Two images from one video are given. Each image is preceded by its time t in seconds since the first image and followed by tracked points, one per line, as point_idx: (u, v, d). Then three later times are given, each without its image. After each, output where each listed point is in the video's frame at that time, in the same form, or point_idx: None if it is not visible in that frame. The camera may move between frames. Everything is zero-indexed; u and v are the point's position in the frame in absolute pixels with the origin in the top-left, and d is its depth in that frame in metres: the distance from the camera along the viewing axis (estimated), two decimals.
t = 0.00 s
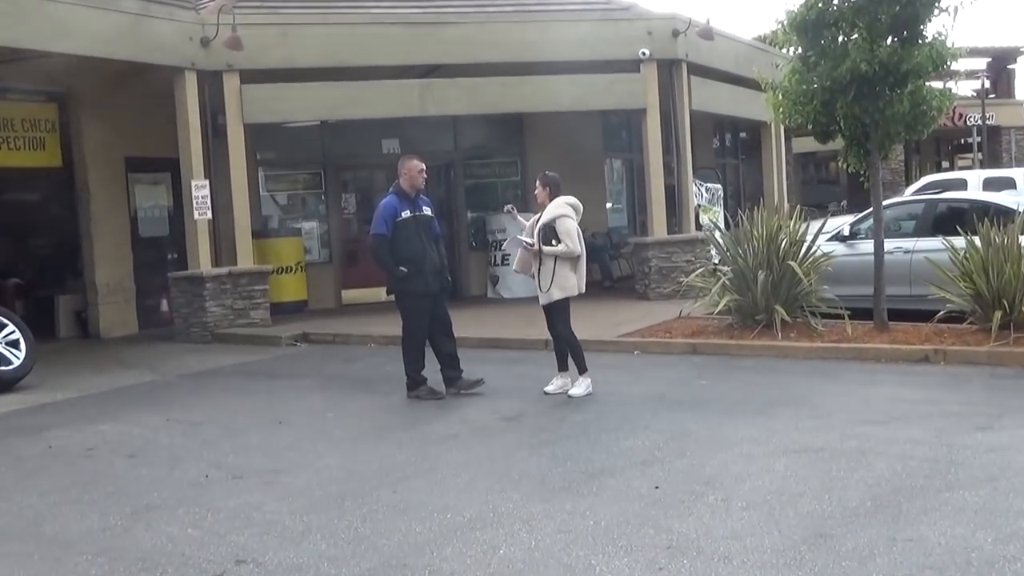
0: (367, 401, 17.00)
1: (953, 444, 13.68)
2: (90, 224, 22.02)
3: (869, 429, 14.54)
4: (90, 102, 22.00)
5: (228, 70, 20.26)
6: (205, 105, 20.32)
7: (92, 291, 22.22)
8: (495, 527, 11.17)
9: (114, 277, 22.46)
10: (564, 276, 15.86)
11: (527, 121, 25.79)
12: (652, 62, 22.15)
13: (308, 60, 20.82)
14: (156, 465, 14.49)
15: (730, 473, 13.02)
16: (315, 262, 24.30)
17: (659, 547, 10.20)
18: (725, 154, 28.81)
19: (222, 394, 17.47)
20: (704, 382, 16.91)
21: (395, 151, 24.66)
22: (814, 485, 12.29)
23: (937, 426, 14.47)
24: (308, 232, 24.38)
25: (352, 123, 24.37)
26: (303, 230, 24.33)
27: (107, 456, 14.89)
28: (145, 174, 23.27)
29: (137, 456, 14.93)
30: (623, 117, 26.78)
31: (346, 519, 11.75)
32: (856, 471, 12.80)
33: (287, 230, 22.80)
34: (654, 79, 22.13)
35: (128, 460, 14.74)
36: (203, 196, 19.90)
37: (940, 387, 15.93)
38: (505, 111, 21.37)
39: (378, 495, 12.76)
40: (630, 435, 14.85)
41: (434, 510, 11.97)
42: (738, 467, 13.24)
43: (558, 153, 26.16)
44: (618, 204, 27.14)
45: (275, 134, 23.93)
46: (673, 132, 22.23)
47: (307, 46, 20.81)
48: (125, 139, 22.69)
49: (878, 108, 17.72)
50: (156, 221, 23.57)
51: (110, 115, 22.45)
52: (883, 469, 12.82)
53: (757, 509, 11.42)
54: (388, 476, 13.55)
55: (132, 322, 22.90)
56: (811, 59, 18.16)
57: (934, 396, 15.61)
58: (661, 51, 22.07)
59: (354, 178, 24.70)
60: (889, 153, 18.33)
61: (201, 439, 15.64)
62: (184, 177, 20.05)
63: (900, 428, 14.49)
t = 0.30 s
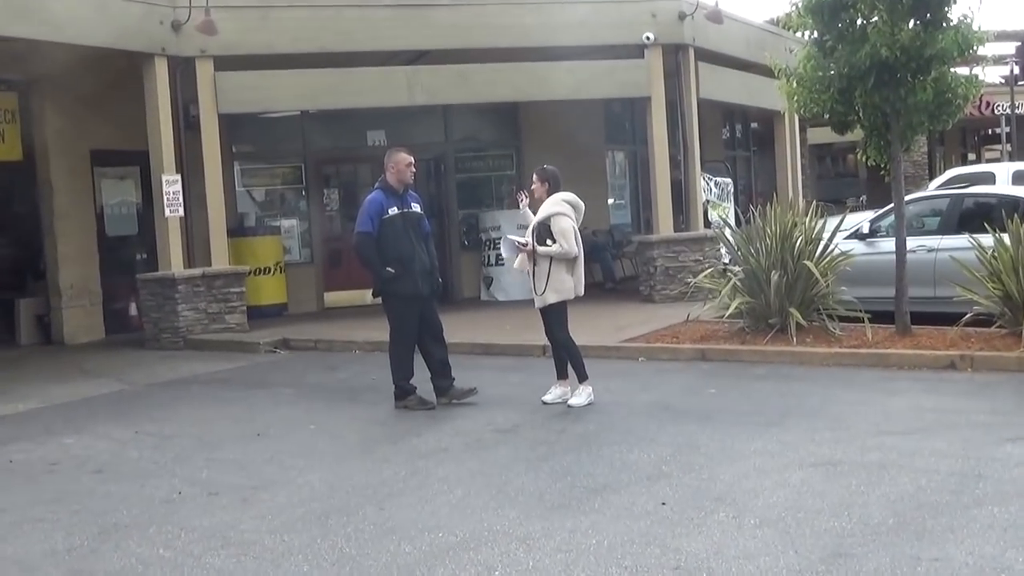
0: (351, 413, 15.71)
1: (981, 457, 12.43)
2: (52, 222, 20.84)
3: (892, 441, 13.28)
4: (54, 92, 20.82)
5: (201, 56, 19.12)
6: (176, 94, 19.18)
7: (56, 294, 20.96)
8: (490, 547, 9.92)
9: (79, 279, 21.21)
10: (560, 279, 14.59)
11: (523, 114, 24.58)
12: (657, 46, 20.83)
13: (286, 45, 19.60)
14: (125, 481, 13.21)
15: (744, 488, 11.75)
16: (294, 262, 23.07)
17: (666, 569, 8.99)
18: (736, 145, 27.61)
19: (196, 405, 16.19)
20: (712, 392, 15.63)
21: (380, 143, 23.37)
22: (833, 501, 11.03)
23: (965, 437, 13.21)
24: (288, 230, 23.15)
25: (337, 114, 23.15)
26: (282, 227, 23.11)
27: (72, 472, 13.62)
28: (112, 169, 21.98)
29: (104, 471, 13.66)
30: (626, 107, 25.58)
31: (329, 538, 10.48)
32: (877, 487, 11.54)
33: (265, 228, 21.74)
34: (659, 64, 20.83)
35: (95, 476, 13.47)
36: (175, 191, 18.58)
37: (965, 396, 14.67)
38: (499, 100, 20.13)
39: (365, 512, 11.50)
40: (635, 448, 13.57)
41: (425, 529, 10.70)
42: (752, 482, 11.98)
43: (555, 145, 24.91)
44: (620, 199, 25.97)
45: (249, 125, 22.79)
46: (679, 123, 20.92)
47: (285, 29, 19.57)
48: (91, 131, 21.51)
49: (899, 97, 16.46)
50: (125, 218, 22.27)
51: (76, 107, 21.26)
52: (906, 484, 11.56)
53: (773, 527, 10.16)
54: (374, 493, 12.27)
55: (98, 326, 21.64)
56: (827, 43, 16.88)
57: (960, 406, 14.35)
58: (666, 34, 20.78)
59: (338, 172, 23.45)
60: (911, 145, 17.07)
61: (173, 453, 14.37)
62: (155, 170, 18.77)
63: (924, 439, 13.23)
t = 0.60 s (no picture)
0: (331, 425, 14.43)
1: (1010, 477, 11.22)
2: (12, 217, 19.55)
3: (915, 458, 12.06)
4: (16, 81, 19.65)
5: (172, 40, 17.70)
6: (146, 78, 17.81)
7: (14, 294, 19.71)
8: (481, 571, 8.70)
9: (39, 278, 19.98)
10: (560, 281, 13.31)
11: (522, 104, 23.10)
12: (664, 32, 19.35)
13: (267, 28, 18.17)
14: (86, 498, 11.93)
15: (756, 509, 10.52)
16: (270, 262, 21.64)
17: None
18: (746, 140, 26.24)
19: (166, 416, 14.93)
20: (721, 406, 14.40)
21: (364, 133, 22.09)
22: (850, 523, 9.82)
23: (993, 456, 12.00)
24: (264, 228, 21.73)
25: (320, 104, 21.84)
26: (259, 224, 21.69)
27: (28, 488, 12.34)
28: (75, 160, 20.80)
29: (66, 486, 12.38)
30: (629, 97, 24.40)
31: (305, 561, 9.21)
32: (897, 508, 10.32)
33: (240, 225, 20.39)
34: (666, 51, 19.37)
35: (54, 492, 12.19)
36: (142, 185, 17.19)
37: (991, 410, 13.47)
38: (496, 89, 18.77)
39: (346, 533, 10.23)
40: (639, 464, 12.34)
41: (410, 551, 9.46)
42: (761, 502, 10.75)
43: (555, 138, 23.49)
44: (624, 196, 24.61)
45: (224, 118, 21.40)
46: (687, 114, 19.46)
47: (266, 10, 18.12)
48: (56, 120, 20.30)
49: (925, 89, 15.24)
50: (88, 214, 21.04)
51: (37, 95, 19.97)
52: (928, 505, 10.34)
53: (786, 551, 8.95)
54: (356, 512, 11.02)
55: (59, 330, 20.41)
56: (848, 30, 15.63)
57: (988, 422, 13.13)
58: (673, 19, 19.29)
59: (319, 165, 22.05)
60: (937, 141, 15.87)
61: (139, 468, 13.10)
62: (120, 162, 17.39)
63: (949, 458, 12.01)
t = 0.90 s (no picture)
0: (315, 442, 13.19)
1: None
2: None
3: (948, 482, 10.86)
4: None
5: (146, 25, 16.38)
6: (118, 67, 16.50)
7: None
8: None
9: None
10: (571, 288, 12.12)
11: (521, 100, 21.83)
12: (678, 19, 17.89)
13: (252, 15, 16.86)
14: (49, 521, 10.70)
15: (775, 536, 9.33)
16: (252, 267, 20.27)
17: None
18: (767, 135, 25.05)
19: (137, 432, 13.71)
20: (738, 424, 13.19)
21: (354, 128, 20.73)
22: (879, 552, 8.64)
23: None
24: (244, 228, 20.33)
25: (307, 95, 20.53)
26: (239, 225, 20.30)
27: None
28: (41, 154, 19.35)
29: (26, 509, 11.15)
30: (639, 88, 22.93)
31: None
32: (929, 535, 9.13)
33: (218, 226, 18.94)
34: (680, 39, 17.91)
35: (13, 515, 10.96)
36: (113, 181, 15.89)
37: None
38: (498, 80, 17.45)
39: (330, 560, 9.03)
40: (649, 487, 11.14)
41: None
42: (782, 528, 9.55)
43: (556, 138, 22.22)
44: (633, 197, 23.33)
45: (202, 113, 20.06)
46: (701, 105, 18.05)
47: None
48: (28, 113, 19.05)
49: (959, 82, 14.05)
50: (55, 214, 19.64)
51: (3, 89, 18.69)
52: (964, 533, 9.15)
53: None
54: (343, 537, 9.80)
55: (21, 337, 18.97)
56: (875, 17, 14.34)
57: None
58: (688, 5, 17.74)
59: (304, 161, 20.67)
60: (972, 138, 14.69)
61: (106, 488, 11.87)
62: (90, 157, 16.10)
63: (984, 481, 10.82)
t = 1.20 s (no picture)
0: (297, 462, 12.02)
1: None
2: None
3: (985, 506, 9.74)
4: None
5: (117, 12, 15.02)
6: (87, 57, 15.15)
7: None
8: None
9: None
10: (583, 295, 10.97)
11: (523, 96, 20.22)
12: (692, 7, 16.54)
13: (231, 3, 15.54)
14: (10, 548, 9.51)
15: (793, 565, 8.24)
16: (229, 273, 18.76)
17: None
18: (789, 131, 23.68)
19: (105, 451, 12.56)
20: (758, 444, 12.04)
21: (341, 123, 19.20)
22: None
23: None
24: (223, 231, 18.84)
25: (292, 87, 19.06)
26: (217, 228, 18.83)
27: None
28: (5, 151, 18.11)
29: None
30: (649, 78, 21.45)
31: None
32: (964, 566, 8.04)
33: (196, 228, 17.62)
34: (694, 29, 16.58)
35: None
36: (81, 181, 14.59)
37: None
38: (497, 71, 16.15)
39: None
40: (661, 511, 10.01)
41: None
42: (803, 556, 8.44)
43: (561, 135, 20.64)
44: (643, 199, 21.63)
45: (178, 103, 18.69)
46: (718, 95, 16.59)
47: None
48: None
49: (996, 73, 12.87)
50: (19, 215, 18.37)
51: None
52: (1002, 564, 8.07)
53: None
54: (326, 567, 8.67)
55: None
56: (906, 4, 13.28)
57: None
58: None
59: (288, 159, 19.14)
60: (1012, 133, 13.55)
61: (69, 512, 10.71)
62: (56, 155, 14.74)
63: None
